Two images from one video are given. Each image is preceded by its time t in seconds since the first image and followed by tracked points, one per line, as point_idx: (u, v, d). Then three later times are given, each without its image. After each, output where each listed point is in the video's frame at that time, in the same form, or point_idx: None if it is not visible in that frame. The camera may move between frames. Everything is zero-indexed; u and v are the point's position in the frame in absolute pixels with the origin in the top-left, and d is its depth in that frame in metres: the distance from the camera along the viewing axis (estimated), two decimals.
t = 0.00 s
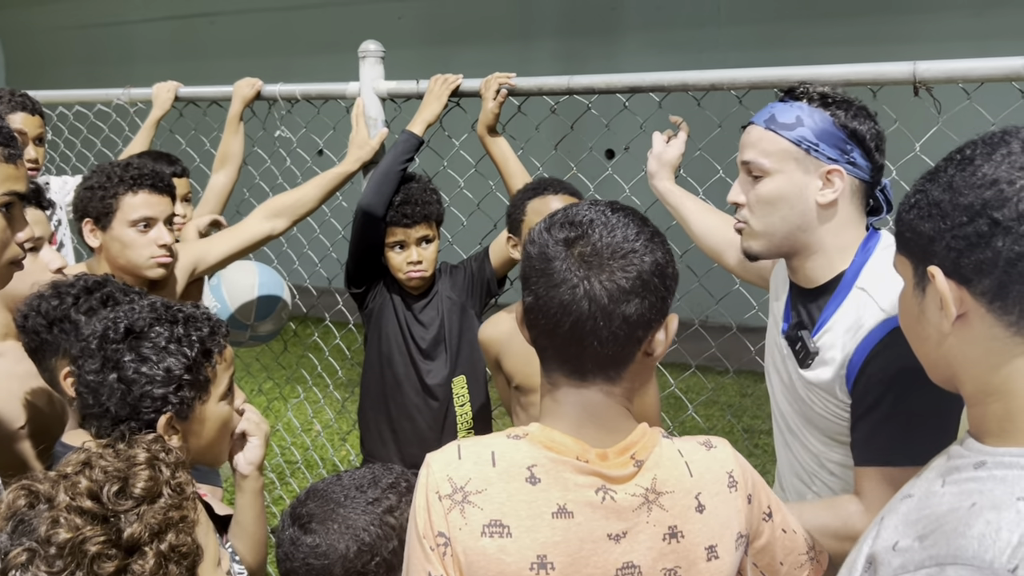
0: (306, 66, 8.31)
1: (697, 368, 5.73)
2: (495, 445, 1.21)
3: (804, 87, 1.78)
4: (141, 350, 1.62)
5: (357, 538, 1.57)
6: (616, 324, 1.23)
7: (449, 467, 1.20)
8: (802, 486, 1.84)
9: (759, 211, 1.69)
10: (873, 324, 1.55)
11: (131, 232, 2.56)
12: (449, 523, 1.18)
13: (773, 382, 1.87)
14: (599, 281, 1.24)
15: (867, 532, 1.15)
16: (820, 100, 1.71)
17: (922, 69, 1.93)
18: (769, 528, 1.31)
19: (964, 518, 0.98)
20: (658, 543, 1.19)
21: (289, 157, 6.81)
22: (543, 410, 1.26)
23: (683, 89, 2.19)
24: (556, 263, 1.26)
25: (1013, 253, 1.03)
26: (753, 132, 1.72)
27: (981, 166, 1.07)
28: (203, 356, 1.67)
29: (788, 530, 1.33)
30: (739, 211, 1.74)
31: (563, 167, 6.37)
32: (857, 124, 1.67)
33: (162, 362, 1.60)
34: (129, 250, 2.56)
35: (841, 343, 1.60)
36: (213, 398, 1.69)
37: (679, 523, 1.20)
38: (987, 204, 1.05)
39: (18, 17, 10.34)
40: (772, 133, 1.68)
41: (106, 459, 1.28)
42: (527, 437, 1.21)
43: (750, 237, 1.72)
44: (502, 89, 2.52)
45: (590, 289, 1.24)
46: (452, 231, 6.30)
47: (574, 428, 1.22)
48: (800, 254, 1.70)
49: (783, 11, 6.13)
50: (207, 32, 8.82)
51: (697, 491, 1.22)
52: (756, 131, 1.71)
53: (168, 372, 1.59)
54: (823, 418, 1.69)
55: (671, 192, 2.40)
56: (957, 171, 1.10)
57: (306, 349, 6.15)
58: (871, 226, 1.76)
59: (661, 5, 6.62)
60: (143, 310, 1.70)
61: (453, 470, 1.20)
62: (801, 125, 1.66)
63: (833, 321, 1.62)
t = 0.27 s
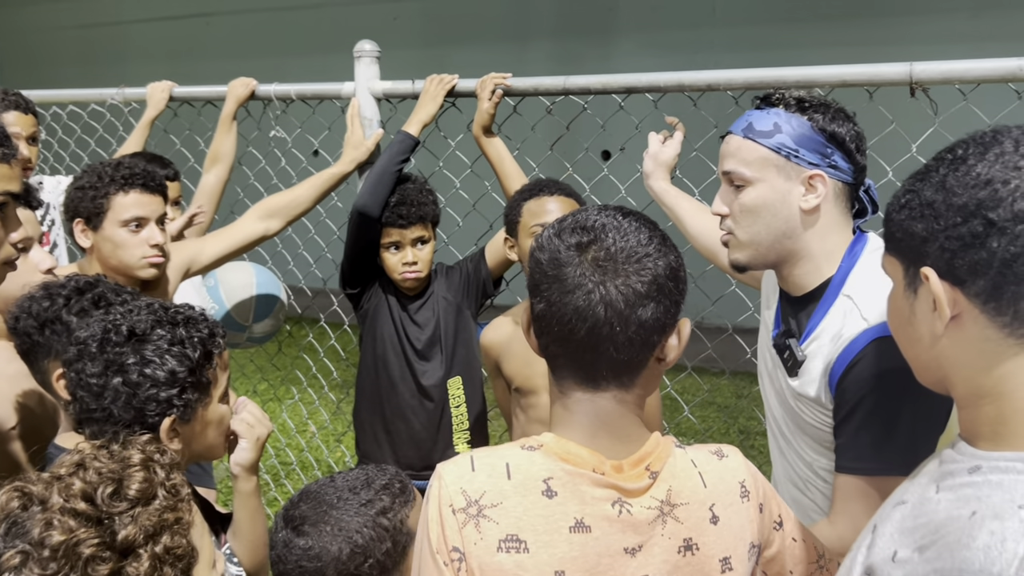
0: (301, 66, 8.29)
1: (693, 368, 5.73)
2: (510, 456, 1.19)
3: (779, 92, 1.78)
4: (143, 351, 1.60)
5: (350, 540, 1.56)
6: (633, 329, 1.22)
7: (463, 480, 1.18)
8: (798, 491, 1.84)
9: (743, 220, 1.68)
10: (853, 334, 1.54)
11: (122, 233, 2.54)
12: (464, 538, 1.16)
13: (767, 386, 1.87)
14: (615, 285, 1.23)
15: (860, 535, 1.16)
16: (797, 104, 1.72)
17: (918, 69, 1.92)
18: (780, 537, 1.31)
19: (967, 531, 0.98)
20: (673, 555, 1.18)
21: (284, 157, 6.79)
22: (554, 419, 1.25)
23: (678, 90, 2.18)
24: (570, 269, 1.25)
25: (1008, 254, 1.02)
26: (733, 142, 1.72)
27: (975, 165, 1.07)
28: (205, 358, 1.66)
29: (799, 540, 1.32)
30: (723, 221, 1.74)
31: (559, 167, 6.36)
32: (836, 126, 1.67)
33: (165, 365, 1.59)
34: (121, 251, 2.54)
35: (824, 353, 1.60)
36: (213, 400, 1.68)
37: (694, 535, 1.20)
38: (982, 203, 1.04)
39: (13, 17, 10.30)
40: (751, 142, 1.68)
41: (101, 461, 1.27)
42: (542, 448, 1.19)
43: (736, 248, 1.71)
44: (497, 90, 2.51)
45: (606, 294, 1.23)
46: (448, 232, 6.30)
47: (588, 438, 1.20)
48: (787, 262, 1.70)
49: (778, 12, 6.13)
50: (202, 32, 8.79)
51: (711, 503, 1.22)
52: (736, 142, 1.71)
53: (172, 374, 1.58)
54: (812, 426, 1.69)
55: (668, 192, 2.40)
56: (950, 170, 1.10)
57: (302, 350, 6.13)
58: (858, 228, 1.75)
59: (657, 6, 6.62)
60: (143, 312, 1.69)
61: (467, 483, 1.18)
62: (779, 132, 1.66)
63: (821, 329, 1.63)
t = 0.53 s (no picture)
0: (295, 67, 8.27)
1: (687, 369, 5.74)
2: (531, 465, 1.19)
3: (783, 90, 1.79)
4: (141, 339, 1.61)
5: (345, 538, 1.55)
6: (651, 339, 1.22)
7: (483, 488, 1.17)
8: (789, 489, 1.84)
9: (754, 217, 1.67)
10: (858, 336, 1.54)
11: (111, 234, 2.53)
12: (486, 547, 1.15)
13: (762, 386, 1.87)
14: (633, 296, 1.22)
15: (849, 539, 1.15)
16: (803, 101, 1.72)
17: (913, 71, 1.92)
18: (794, 543, 1.31)
19: (943, 524, 0.98)
20: (693, 563, 1.18)
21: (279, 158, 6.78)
22: (572, 428, 1.25)
23: (675, 90, 2.18)
24: (587, 280, 1.24)
25: None
26: (741, 138, 1.71)
27: (995, 163, 1.06)
28: (202, 353, 1.66)
29: (814, 544, 1.33)
30: (729, 220, 1.71)
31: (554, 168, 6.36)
32: (844, 122, 1.69)
33: (162, 355, 1.59)
34: (110, 252, 2.53)
35: (827, 353, 1.61)
36: (211, 397, 1.67)
37: (712, 542, 1.20)
38: (1002, 200, 1.04)
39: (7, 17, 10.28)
40: (760, 138, 1.68)
41: (95, 461, 1.26)
42: (563, 456, 1.19)
43: (747, 248, 1.69)
44: (491, 91, 2.50)
45: (624, 305, 1.22)
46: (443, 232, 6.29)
47: (607, 446, 1.20)
48: (796, 259, 1.69)
49: (773, 15, 6.15)
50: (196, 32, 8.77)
51: (729, 510, 1.22)
52: (744, 138, 1.70)
53: (169, 363, 1.58)
54: (811, 426, 1.70)
55: (664, 194, 2.39)
56: (966, 167, 1.09)
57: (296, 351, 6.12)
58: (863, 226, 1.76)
59: (652, 8, 6.63)
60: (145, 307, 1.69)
61: (487, 491, 1.17)
62: (789, 127, 1.66)
63: (823, 328, 1.63)
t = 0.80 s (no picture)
0: (296, 68, 8.28)
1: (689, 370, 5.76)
2: (554, 458, 1.22)
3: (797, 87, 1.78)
4: (144, 337, 1.61)
5: (346, 533, 1.56)
6: (680, 355, 1.23)
7: (506, 477, 1.22)
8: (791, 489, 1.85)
9: (763, 213, 1.67)
10: (869, 325, 1.55)
11: (107, 236, 2.54)
12: (503, 534, 1.20)
13: (766, 386, 1.87)
14: (662, 314, 1.22)
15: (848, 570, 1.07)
16: (817, 99, 1.71)
17: (915, 72, 1.92)
18: (817, 556, 1.28)
19: (947, 519, 0.94)
20: (713, 568, 1.17)
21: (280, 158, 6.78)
22: (599, 430, 1.27)
23: (676, 91, 2.18)
24: (615, 298, 1.24)
25: None
26: (751, 133, 1.70)
27: (993, 174, 1.04)
28: (206, 352, 1.66)
29: (836, 557, 1.33)
30: (738, 215, 1.72)
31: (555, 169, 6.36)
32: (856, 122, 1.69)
33: (166, 353, 1.59)
34: (107, 254, 2.54)
35: (834, 346, 1.60)
36: (214, 397, 1.67)
37: (733, 549, 1.19)
38: (1000, 213, 1.02)
39: (8, 18, 10.30)
40: (773, 134, 1.67)
41: (98, 460, 1.26)
42: (586, 452, 1.21)
43: (752, 242, 1.70)
44: (493, 92, 2.50)
45: (652, 322, 1.22)
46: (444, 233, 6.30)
47: (632, 447, 1.22)
48: (801, 257, 1.70)
49: (773, 16, 6.14)
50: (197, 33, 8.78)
51: (751, 518, 1.21)
52: (756, 133, 1.70)
53: (173, 361, 1.59)
54: (817, 424, 1.70)
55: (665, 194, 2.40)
56: (965, 179, 1.07)
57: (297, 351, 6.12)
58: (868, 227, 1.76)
59: (652, 9, 6.63)
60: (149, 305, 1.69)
61: (509, 480, 1.21)
62: (803, 125, 1.66)
63: (830, 324, 1.63)
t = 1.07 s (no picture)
0: (295, 68, 8.28)
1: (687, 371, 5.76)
2: (551, 458, 1.22)
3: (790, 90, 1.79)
4: (143, 339, 1.61)
5: (342, 531, 1.56)
6: (678, 352, 1.23)
7: (503, 475, 1.23)
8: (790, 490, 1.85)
9: (751, 217, 1.69)
10: (857, 335, 1.55)
11: (104, 237, 2.54)
12: (500, 532, 1.20)
13: (764, 388, 1.87)
14: (658, 311, 1.23)
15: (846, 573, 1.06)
16: (808, 104, 1.72)
17: (912, 73, 1.92)
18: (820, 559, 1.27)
19: (946, 519, 0.94)
20: (710, 568, 1.18)
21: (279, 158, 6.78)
22: (598, 429, 1.27)
23: (673, 92, 2.18)
24: (611, 297, 1.25)
25: (1001, 270, 1.01)
26: (741, 138, 1.72)
27: (961, 182, 1.06)
28: (205, 354, 1.66)
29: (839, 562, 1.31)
30: (729, 218, 1.74)
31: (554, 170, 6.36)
32: (846, 127, 1.68)
33: (165, 355, 1.59)
34: (104, 255, 2.54)
35: (826, 354, 1.61)
36: (213, 398, 1.68)
37: (731, 549, 1.19)
38: (970, 221, 1.03)
39: (7, 18, 10.31)
40: (761, 139, 1.68)
41: (93, 461, 1.26)
42: (584, 452, 1.22)
43: (743, 245, 1.72)
44: (489, 93, 2.50)
45: (649, 320, 1.23)
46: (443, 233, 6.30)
47: (630, 447, 1.23)
48: (793, 260, 1.71)
49: (772, 17, 6.14)
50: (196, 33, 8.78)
51: (750, 519, 1.21)
52: (745, 137, 1.71)
53: (171, 363, 1.58)
54: (813, 429, 1.70)
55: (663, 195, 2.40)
56: (936, 188, 1.09)
57: (295, 352, 6.13)
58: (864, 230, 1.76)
59: (651, 10, 6.62)
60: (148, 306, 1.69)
61: (507, 479, 1.22)
62: (790, 130, 1.66)
63: (822, 331, 1.63)
